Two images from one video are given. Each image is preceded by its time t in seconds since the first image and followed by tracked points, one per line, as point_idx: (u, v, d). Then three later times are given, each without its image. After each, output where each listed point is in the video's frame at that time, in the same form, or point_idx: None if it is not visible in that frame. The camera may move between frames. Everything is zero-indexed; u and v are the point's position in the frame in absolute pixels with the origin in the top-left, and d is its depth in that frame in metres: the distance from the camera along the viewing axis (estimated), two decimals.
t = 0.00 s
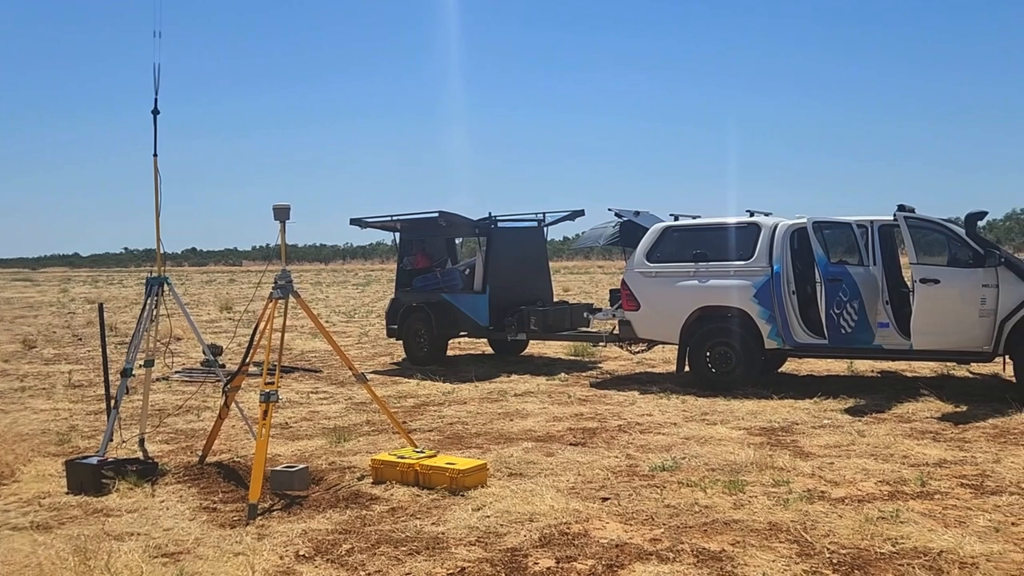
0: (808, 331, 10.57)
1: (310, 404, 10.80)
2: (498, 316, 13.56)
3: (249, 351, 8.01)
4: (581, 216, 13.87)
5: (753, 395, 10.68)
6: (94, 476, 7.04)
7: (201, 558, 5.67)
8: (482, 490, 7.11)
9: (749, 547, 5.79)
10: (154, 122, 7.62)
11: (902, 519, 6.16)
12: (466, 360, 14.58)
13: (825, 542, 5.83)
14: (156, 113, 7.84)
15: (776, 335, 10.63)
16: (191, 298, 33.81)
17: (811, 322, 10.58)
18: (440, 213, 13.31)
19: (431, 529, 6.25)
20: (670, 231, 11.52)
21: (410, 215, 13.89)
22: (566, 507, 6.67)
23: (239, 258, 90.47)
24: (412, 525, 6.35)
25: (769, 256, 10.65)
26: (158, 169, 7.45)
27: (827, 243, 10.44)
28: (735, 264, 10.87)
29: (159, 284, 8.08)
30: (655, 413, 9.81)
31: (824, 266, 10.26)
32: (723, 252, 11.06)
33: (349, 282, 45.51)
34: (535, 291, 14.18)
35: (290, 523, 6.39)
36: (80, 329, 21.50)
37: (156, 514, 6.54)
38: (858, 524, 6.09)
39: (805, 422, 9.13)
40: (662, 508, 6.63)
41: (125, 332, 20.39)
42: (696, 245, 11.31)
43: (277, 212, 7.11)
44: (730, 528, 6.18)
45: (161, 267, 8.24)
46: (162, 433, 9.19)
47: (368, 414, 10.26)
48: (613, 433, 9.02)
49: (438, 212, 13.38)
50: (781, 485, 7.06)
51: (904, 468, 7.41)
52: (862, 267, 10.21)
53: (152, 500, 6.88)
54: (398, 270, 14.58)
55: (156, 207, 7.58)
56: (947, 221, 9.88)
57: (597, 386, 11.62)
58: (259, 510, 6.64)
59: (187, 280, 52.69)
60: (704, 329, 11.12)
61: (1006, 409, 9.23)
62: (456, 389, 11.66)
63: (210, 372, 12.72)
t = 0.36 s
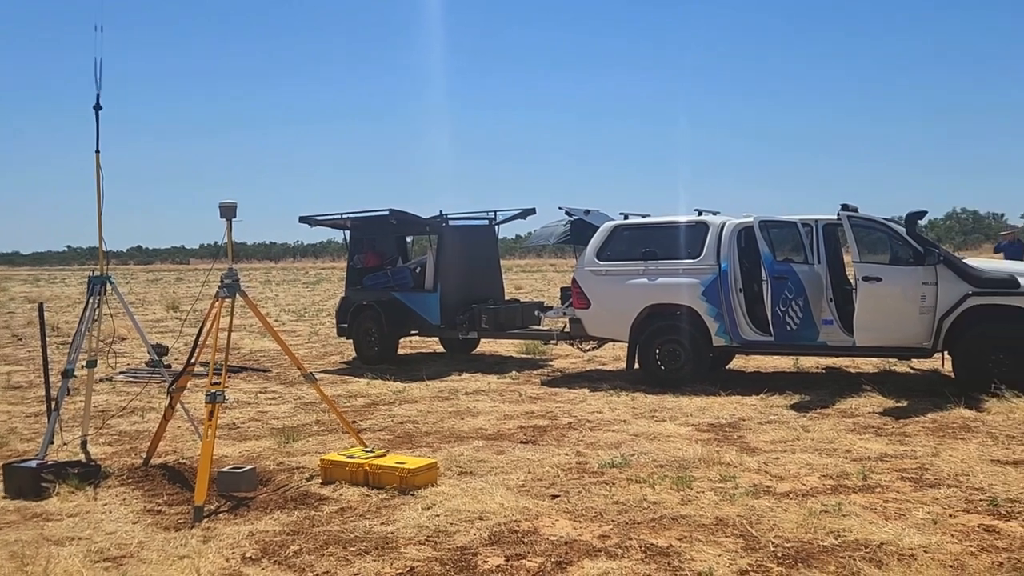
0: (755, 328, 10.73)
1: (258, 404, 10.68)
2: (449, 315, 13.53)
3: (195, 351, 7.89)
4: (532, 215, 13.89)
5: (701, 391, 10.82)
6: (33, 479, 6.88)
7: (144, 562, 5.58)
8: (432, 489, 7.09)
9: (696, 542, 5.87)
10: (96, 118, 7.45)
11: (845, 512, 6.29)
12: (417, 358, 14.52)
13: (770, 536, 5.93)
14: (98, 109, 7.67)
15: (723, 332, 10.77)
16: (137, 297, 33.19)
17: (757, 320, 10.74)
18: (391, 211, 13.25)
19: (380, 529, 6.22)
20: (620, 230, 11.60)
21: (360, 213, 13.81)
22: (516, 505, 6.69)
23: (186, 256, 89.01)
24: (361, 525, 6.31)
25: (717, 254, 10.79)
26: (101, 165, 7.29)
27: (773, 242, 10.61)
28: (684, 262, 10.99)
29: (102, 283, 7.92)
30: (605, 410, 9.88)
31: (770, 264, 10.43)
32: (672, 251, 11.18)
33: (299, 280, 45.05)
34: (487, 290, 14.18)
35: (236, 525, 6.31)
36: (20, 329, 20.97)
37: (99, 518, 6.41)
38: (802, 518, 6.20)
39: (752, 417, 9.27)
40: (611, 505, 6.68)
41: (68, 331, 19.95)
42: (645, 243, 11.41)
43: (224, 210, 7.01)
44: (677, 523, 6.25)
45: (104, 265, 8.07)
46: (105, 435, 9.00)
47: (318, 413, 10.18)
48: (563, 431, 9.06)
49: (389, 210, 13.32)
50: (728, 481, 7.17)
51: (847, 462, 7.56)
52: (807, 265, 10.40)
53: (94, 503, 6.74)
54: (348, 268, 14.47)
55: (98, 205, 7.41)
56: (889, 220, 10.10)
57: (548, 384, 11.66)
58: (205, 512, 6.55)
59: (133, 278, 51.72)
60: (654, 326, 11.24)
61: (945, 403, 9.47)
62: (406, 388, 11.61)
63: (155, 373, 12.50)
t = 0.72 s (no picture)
0: (704, 325, 10.84)
1: (206, 403, 10.52)
2: (401, 312, 13.46)
3: (140, 350, 7.73)
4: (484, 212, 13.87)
5: (652, 388, 10.91)
6: None
7: (86, 566, 5.46)
8: (383, 488, 7.05)
9: (645, 538, 5.91)
10: (36, 112, 7.27)
11: (790, 506, 6.39)
12: (369, 356, 14.43)
13: (718, 531, 5.99)
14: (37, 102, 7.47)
15: (674, 329, 10.86)
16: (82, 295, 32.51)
17: (707, 317, 10.84)
18: (342, 208, 13.15)
19: (330, 528, 6.17)
20: (572, 228, 11.64)
21: (311, 210, 13.67)
22: (467, 502, 6.68)
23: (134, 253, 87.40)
24: (310, 525, 6.25)
25: (667, 252, 10.88)
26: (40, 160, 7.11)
27: (722, 240, 10.74)
28: (635, 260, 11.07)
29: (42, 281, 7.73)
30: (556, 408, 9.91)
31: (720, 262, 10.56)
32: (623, 249, 11.24)
33: (249, 278, 44.51)
34: (439, 287, 14.12)
35: (182, 527, 6.20)
36: None
37: (39, 521, 6.26)
38: (750, 512, 6.28)
39: (702, 413, 9.37)
40: (562, 501, 6.70)
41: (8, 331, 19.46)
42: (597, 242, 11.47)
43: (169, 206, 6.88)
44: (627, 519, 6.29)
45: (44, 263, 7.87)
46: (46, 436, 8.80)
47: (267, 412, 10.06)
48: (515, 428, 9.07)
49: (340, 208, 13.21)
50: (677, 476, 7.24)
51: (793, 457, 7.68)
52: (755, 263, 10.54)
53: (34, 507, 6.59)
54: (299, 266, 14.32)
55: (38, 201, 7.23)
56: (834, 219, 10.31)
57: (501, 381, 11.66)
58: (150, 514, 6.43)
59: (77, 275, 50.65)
60: (606, 324, 11.29)
61: (888, 398, 9.66)
62: (358, 387, 11.53)
63: (100, 372, 12.25)
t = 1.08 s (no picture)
0: (657, 323, 10.93)
1: (155, 403, 10.34)
2: (355, 310, 13.36)
3: (85, 349, 7.56)
4: (438, 209, 13.82)
5: (606, 386, 10.96)
6: None
7: (28, 570, 5.33)
8: (335, 487, 6.99)
9: (598, 534, 5.94)
10: None
11: (741, 502, 6.47)
12: (322, 355, 14.30)
13: (670, 527, 6.04)
14: None
15: (627, 326, 10.93)
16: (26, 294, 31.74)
17: (660, 315, 10.93)
18: (294, 205, 13.01)
19: (280, 529, 6.09)
20: (526, 226, 11.65)
21: (263, 207, 13.50)
22: (420, 501, 6.65)
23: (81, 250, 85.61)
24: (260, 525, 6.17)
25: (621, 250, 10.94)
26: None
27: (675, 238, 10.83)
28: (588, 258, 11.10)
29: None
30: (511, 406, 9.91)
31: (672, 260, 10.68)
32: (576, 247, 11.28)
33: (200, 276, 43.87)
34: (393, 285, 14.03)
35: (129, 528, 6.09)
36: None
37: None
38: (701, 508, 6.34)
39: (654, 410, 9.44)
40: (515, 499, 6.71)
41: None
42: (551, 240, 11.49)
43: (115, 202, 6.74)
44: (580, 516, 6.31)
45: None
46: None
47: (217, 412, 9.91)
48: (469, 426, 9.06)
49: (292, 204, 13.06)
50: (630, 473, 7.28)
51: (744, 453, 7.77)
52: (707, 261, 10.63)
53: None
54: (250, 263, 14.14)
55: None
56: (785, 218, 10.44)
57: (455, 379, 11.63)
58: (95, 515, 6.30)
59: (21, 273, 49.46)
60: (560, 322, 11.32)
61: (837, 395, 9.82)
62: (310, 385, 11.42)
63: (44, 372, 11.97)
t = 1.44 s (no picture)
0: (612, 321, 10.98)
1: (102, 404, 10.13)
2: (309, 309, 13.23)
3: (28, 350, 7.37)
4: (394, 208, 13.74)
5: (561, 384, 10.99)
6: None
7: None
8: (286, 488, 6.91)
9: (551, 533, 5.95)
10: None
11: (692, 499, 6.52)
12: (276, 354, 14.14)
13: (622, 525, 6.07)
14: None
15: (582, 325, 10.97)
16: None
17: (615, 314, 10.97)
18: (247, 203, 12.83)
19: (229, 531, 6.01)
20: (482, 225, 11.63)
21: (214, 204, 13.31)
22: (373, 501, 6.60)
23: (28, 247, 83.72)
24: (209, 528, 6.07)
25: (576, 249, 10.98)
26: None
27: (630, 237, 10.90)
28: (544, 257, 11.13)
29: None
30: (465, 405, 9.89)
31: (627, 260, 10.74)
32: (532, 246, 11.29)
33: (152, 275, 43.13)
34: (348, 284, 13.91)
35: (72, 532, 5.96)
36: None
37: None
38: (653, 506, 6.38)
39: (608, 409, 9.49)
40: (469, 499, 6.69)
41: None
42: (507, 239, 11.49)
43: (60, 198, 6.59)
44: (533, 515, 6.32)
45: None
46: None
47: (167, 412, 9.74)
48: (423, 426, 9.01)
49: (244, 202, 12.89)
50: (583, 472, 7.30)
51: (696, 451, 7.84)
52: (661, 261, 10.71)
53: None
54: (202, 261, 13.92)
55: None
56: (737, 218, 10.55)
57: (410, 379, 11.58)
58: (37, 520, 6.15)
59: None
60: (515, 320, 11.32)
61: (788, 393, 9.95)
62: (263, 385, 11.28)
63: None
